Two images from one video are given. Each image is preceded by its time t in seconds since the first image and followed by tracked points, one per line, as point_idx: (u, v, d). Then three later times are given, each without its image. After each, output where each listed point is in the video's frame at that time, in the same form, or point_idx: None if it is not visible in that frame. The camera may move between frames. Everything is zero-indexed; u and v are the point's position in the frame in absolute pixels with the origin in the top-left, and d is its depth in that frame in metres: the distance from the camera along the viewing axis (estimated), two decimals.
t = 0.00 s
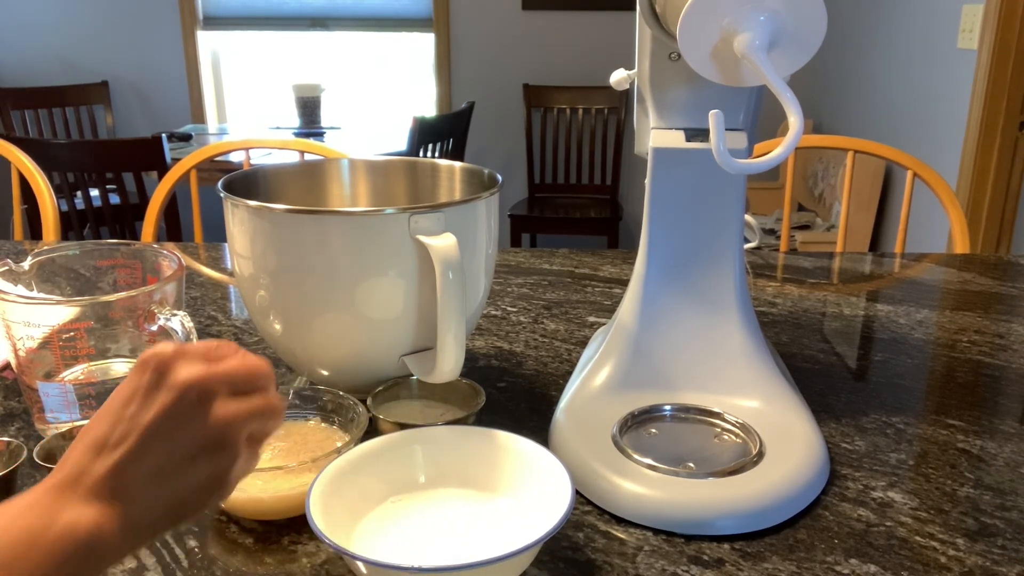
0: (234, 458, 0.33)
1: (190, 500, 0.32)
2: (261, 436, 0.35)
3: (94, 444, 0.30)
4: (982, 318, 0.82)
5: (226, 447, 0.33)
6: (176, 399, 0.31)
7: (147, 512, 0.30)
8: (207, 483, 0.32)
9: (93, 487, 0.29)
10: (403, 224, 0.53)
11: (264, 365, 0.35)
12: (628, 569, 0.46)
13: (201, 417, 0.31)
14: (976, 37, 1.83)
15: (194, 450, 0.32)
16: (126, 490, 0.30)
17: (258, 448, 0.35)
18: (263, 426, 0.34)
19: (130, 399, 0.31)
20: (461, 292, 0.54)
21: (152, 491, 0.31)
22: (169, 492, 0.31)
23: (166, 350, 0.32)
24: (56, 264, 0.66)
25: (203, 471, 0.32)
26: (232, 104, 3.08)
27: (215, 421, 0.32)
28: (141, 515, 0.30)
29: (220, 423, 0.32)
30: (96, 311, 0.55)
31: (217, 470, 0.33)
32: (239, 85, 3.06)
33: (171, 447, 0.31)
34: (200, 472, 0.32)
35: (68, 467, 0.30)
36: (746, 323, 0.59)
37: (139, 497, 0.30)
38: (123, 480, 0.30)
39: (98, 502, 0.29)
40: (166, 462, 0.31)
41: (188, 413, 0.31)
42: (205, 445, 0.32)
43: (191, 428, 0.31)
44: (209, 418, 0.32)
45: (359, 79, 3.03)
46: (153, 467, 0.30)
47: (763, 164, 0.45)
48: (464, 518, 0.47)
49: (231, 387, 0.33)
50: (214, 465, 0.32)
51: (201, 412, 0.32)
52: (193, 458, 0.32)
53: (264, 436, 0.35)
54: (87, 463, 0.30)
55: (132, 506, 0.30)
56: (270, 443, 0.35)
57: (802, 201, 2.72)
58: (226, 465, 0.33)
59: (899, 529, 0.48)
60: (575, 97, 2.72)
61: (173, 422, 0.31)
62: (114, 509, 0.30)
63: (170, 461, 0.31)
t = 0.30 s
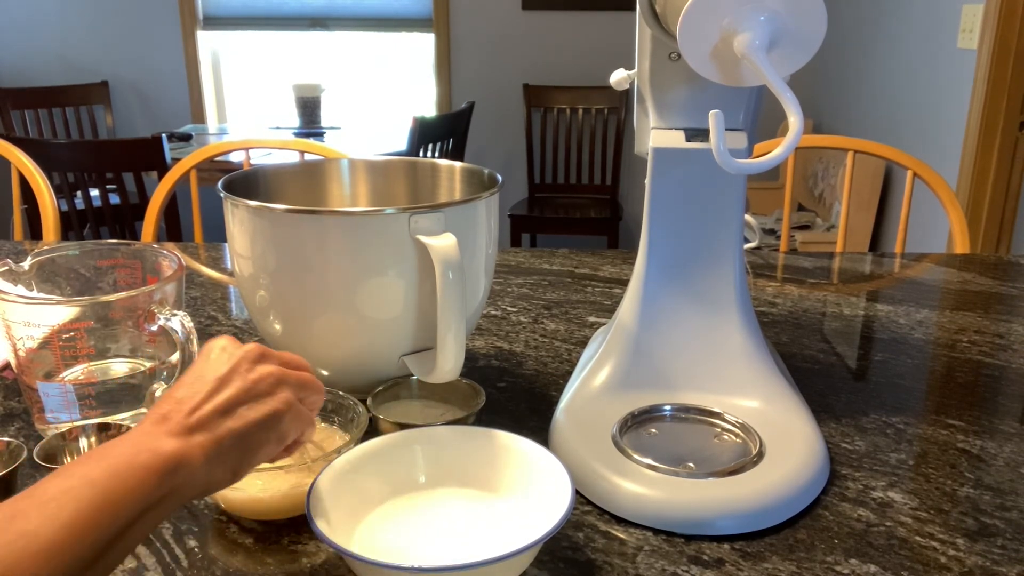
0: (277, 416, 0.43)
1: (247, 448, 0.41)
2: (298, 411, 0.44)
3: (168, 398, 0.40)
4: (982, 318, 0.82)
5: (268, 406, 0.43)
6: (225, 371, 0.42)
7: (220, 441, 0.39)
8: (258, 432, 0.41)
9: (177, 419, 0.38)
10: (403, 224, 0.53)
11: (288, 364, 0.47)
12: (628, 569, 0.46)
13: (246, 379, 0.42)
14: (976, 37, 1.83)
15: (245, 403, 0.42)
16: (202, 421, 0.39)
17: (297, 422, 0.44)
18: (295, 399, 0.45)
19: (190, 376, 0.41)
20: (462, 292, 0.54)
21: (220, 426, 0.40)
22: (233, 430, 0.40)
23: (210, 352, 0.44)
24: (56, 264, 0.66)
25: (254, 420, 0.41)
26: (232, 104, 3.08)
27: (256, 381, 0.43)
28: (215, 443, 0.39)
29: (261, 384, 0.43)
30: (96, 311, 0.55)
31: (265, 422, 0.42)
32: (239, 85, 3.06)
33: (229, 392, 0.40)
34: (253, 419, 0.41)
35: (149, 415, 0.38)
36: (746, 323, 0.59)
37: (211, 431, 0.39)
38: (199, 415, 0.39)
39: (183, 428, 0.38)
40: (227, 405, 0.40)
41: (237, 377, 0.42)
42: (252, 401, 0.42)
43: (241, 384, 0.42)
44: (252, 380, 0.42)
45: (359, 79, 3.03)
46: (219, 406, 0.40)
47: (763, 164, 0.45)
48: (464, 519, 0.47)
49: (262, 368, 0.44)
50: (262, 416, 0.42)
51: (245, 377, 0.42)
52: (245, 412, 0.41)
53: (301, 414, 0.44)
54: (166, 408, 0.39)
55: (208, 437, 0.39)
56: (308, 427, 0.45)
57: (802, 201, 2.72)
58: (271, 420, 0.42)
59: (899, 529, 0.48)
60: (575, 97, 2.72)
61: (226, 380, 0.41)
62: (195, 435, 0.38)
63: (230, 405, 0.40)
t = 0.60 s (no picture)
0: (285, 402, 0.44)
1: (252, 431, 0.42)
2: (304, 401, 0.45)
3: (176, 380, 0.41)
4: (982, 318, 0.82)
5: (276, 391, 0.43)
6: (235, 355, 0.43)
7: (224, 424, 0.40)
8: (264, 416, 0.42)
9: (183, 401, 0.39)
10: (403, 224, 0.53)
11: (300, 354, 0.48)
12: (628, 569, 0.46)
13: (255, 366, 0.43)
14: (976, 37, 1.83)
15: (253, 388, 0.43)
16: (208, 404, 0.40)
17: (303, 409, 0.45)
18: (304, 386, 0.45)
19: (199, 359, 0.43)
20: (461, 293, 0.54)
21: (226, 409, 0.41)
22: (238, 414, 0.41)
23: (225, 334, 0.46)
24: (56, 264, 0.66)
25: (261, 405, 0.42)
26: (232, 104, 3.08)
27: (266, 368, 0.44)
28: (219, 425, 0.40)
29: (269, 372, 0.44)
30: (96, 311, 0.55)
31: (272, 406, 0.43)
32: (239, 85, 3.06)
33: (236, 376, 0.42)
34: (260, 402, 0.42)
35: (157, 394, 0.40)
36: (746, 323, 0.59)
37: (216, 413, 0.40)
38: (205, 397, 0.40)
39: (188, 409, 0.39)
40: (234, 388, 0.42)
41: (245, 363, 0.43)
42: (259, 386, 0.43)
43: (250, 369, 0.43)
44: (262, 366, 0.43)
45: (359, 79, 3.03)
46: (226, 389, 0.41)
47: (763, 164, 0.45)
48: (464, 519, 0.47)
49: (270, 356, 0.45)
50: (269, 401, 0.43)
51: (253, 361, 0.44)
52: (253, 396, 0.42)
53: (308, 402, 0.45)
54: (173, 388, 0.40)
55: (213, 417, 0.40)
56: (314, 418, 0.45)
57: (802, 201, 2.72)
58: (279, 405, 0.43)
59: (899, 529, 0.48)
60: (575, 97, 2.72)
61: (235, 364, 0.43)
62: (200, 417, 0.40)
63: (237, 387, 0.42)
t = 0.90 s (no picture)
0: (288, 414, 0.44)
1: (254, 441, 0.42)
2: (311, 415, 0.46)
3: (182, 387, 0.41)
4: (982, 318, 0.83)
5: (279, 403, 0.44)
6: (241, 366, 0.44)
7: (227, 432, 0.40)
8: (265, 427, 0.42)
9: (188, 406, 0.39)
10: (403, 224, 0.53)
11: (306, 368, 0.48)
12: (628, 569, 0.46)
13: (262, 378, 0.44)
14: (976, 37, 1.83)
15: (257, 398, 0.43)
16: (212, 412, 0.40)
17: (309, 422, 0.46)
18: (310, 400, 0.46)
19: (205, 368, 0.43)
20: (461, 292, 0.54)
21: (230, 418, 0.41)
22: (241, 423, 0.41)
23: (232, 343, 0.47)
24: (56, 264, 0.66)
25: (264, 415, 0.42)
26: (232, 104, 3.08)
27: (272, 379, 0.44)
28: (222, 433, 0.40)
29: (275, 384, 0.44)
30: (96, 310, 0.55)
31: (275, 417, 0.43)
32: (238, 85, 3.06)
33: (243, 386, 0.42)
34: (263, 413, 0.43)
35: (162, 400, 0.40)
36: (746, 323, 0.59)
37: (220, 421, 0.40)
38: (209, 405, 0.40)
39: (191, 416, 0.39)
40: (238, 397, 0.42)
41: (252, 373, 0.43)
42: (264, 398, 0.43)
43: (255, 380, 0.43)
44: (268, 377, 0.44)
45: (359, 79, 3.03)
46: (230, 398, 0.41)
47: (763, 164, 0.45)
48: (464, 519, 0.47)
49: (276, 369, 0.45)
50: (272, 412, 0.43)
51: (259, 372, 0.44)
52: (258, 405, 0.43)
53: (312, 418, 0.46)
54: (179, 394, 0.40)
55: (216, 425, 0.40)
56: (318, 429, 0.46)
57: (802, 200, 2.72)
58: (282, 417, 0.43)
59: (899, 529, 0.48)
60: (575, 97, 2.72)
61: (242, 375, 0.43)
62: (204, 423, 0.39)
63: (241, 397, 0.42)
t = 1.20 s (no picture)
0: (287, 402, 0.44)
1: (253, 427, 0.42)
2: (301, 408, 0.45)
3: (180, 368, 0.41)
4: (982, 318, 0.83)
5: (278, 390, 0.44)
6: (239, 350, 0.44)
7: (225, 417, 0.41)
8: (265, 413, 0.43)
9: (188, 389, 0.40)
10: (403, 224, 0.53)
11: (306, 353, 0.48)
12: (628, 569, 0.46)
13: (264, 363, 0.44)
14: (976, 37, 1.83)
15: (257, 384, 0.43)
16: (211, 397, 0.41)
17: (302, 411, 0.45)
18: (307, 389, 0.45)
19: (202, 350, 0.43)
20: (461, 292, 0.54)
21: (230, 402, 0.41)
22: (241, 409, 0.41)
23: (221, 330, 0.46)
24: (56, 264, 0.66)
25: (263, 402, 0.43)
26: (232, 104, 3.08)
27: (271, 366, 0.44)
28: (221, 419, 0.40)
29: (277, 370, 0.44)
30: (96, 310, 0.55)
31: (274, 405, 0.43)
32: (239, 85, 3.06)
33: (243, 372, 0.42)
34: (261, 400, 0.43)
35: (161, 382, 0.40)
36: (746, 323, 0.59)
37: (219, 406, 0.41)
38: (209, 389, 0.41)
39: (191, 400, 0.40)
40: (237, 383, 0.42)
41: (254, 359, 0.44)
42: (263, 384, 0.43)
43: (254, 366, 0.43)
44: (269, 363, 0.44)
45: (359, 79, 3.03)
46: (231, 382, 0.42)
47: (763, 164, 0.45)
48: (465, 519, 0.47)
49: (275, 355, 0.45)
50: (271, 399, 0.43)
51: (258, 359, 0.44)
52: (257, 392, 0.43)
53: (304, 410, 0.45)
54: (180, 375, 0.41)
55: (215, 409, 0.40)
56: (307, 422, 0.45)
57: (802, 200, 2.72)
58: (281, 404, 0.43)
59: (899, 529, 0.48)
60: (575, 97, 2.72)
61: (240, 360, 0.43)
62: (203, 409, 0.40)
63: (242, 382, 0.42)
